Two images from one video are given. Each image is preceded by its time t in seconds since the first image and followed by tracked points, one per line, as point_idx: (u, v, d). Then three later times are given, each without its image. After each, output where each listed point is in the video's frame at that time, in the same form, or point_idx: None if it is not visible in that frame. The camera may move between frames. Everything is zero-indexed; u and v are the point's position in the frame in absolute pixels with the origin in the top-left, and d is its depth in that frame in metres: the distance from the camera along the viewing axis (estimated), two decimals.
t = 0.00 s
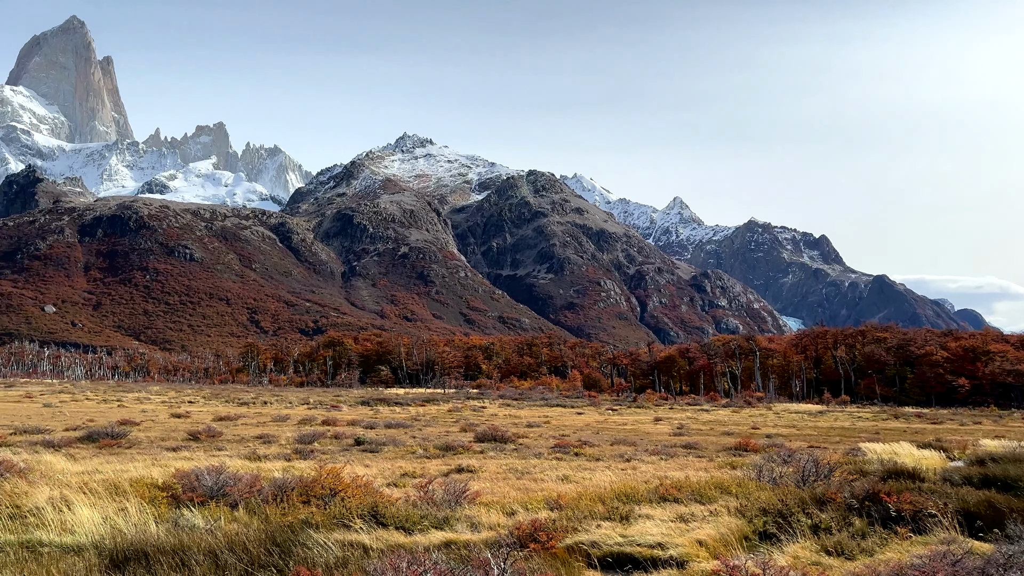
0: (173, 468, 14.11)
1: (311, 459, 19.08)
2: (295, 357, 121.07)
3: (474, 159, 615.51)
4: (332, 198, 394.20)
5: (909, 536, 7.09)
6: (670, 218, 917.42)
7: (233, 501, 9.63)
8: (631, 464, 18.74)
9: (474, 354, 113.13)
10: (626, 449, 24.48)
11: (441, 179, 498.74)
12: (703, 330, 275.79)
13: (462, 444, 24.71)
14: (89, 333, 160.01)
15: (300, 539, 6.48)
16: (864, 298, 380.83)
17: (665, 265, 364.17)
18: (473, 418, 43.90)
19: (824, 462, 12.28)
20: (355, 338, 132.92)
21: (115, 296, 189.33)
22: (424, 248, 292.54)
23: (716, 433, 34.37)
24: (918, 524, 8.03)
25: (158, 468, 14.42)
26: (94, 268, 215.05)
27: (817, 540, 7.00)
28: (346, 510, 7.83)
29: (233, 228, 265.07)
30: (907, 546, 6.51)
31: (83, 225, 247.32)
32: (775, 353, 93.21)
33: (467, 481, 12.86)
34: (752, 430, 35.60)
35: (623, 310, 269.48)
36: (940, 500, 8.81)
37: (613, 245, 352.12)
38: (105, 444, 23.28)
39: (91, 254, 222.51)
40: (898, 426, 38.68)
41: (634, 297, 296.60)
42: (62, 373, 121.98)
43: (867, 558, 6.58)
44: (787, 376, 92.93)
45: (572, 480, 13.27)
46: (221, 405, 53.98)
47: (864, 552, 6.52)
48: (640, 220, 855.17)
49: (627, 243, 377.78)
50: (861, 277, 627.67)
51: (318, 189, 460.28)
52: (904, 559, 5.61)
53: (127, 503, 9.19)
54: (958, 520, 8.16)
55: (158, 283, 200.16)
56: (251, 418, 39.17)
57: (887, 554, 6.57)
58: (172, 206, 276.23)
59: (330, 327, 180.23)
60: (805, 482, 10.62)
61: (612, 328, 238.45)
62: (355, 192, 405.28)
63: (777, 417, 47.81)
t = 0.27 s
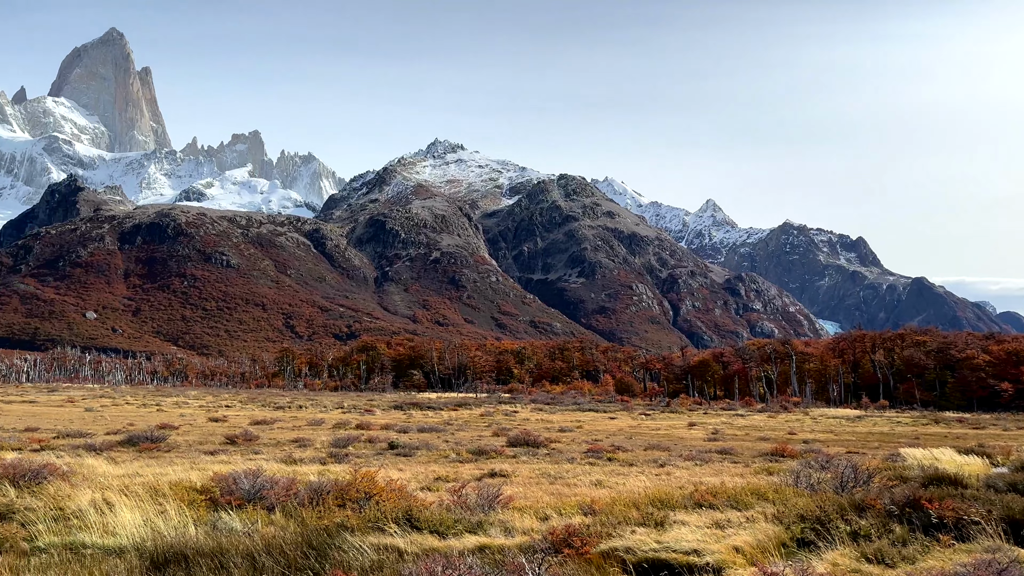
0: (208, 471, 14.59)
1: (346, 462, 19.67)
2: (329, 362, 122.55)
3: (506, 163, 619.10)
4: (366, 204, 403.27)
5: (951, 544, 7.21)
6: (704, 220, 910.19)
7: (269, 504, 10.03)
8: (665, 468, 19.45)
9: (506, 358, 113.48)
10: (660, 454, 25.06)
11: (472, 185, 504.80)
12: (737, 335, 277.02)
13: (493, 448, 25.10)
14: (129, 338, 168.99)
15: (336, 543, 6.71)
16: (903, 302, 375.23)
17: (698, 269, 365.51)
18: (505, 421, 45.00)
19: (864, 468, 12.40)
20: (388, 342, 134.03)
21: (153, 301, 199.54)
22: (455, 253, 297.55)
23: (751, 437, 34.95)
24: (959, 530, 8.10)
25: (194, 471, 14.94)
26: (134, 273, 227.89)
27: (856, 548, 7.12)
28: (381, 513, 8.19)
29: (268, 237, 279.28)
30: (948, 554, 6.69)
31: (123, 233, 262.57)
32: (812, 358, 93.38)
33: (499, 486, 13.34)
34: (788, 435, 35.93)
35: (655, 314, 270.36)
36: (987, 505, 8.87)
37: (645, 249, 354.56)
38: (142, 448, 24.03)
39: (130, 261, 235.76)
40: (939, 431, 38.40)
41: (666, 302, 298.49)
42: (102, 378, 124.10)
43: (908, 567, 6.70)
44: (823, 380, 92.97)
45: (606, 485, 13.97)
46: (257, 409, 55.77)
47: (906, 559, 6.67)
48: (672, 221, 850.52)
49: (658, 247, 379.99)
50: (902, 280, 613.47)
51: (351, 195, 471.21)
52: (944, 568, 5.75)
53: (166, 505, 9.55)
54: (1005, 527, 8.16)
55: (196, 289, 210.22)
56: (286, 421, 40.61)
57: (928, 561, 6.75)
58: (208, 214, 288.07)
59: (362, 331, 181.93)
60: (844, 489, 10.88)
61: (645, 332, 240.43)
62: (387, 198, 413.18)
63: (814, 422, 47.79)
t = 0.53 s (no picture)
0: (244, 475, 15.28)
1: (379, 466, 20.49)
2: (362, 367, 126.57)
3: (537, 168, 621.33)
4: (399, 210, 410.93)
5: (995, 553, 7.13)
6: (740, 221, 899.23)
7: (306, 507, 10.48)
8: (701, 475, 20.15)
9: (537, 364, 115.79)
10: (695, 461, 25.68)
11: (503, 189, 508.60)
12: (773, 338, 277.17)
13: (526, 453, 25.98)
14: (168, 344, 177.01)
15: (369, 547, 7.04)
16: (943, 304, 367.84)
17: (732, 272, 366.46)
18: (537, 426, 45.81)
19: (904, 475, 12.43)
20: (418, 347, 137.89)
21: (191, 307, 207.62)
22: (487, 257, 301.67)
23: (786, 443, 35.11)
24: (1003, 537, 7.95)
25: (231, 475, 15.62)
26: (172, 281, 237.13)
27: (891, 555, 7.21)
28: (415, 518, 8.66)
29: (303, 241, 285.49)
30: (994, 567, 6.64)
31: (162, 239, 271.00)
32: (849, 362, 92.25)
33: (532, 490, 13.85)
34: (825, 441, 35.93)
35: (688, 318, 271.24)
36: None
37: (678, 253, 356.50)
38: (182, 451, 24.88)
39: (169, 268, 244.22)
40: (982, 437, 37.81)
41: (700, 306, 300.03)
42: (144, 382, 132.99)
43: None
44: (861, 384, 91.02)
45: (638, 491, 14.72)
46: (291, 413, 57.32)
47: (951, 568, 6.68)
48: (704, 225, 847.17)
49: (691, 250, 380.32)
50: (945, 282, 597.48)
51: (383, 201, 479.72)
52: None
53: (205, 509, 10.04)
54: None
55: (232, 294, 218.03)
56: (320, 425, 41.81)
57: (976, 569, 6.70)
58: (244, 220, 295.14)
59: (395, 336, 191.43)
60: (882, 496, 11.01)
61: (678, 336, 242.03)
62: (420, 204, 419.26)
63: (852, 427, 47.49)
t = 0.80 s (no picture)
0: (278, 481, 15.93)
1: (412, 471, 21.18)
2: (395, 372, 128.54)
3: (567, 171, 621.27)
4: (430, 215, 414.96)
5: None
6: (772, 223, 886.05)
7: (340, 511, 10.88)
8: (737, 481, 20.82)
9: (569, 368, 116.93)
10: (732, 465, 26.28)
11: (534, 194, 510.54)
12: (808, 342, 275.21)
13: (559, 458, 26.41)
14: (206, 349, 184.05)
15: (405, 552, 7.47)
16: (986, 307, 356.44)
17: (766, 275, 364.05)
18: (569, 431, 46.46)
19: (946, 482, 12.43)
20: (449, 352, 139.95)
21: (228, 313, 214.98)
22: (517, 262, 303.47)
23: (824, 448, 35.11)
24: None
25: (266, 481, 16.33)
26: (209, 287, 243.53)
27: (929, 562, 7.29)
28: (450, 523, 9.18)
29: (336, 248, 291.42)
30: None
31: (200, 247, 277.36)
32: (888, 366, 91.24)
33: (568, 496, 14.55)
34: (865, 446, 35.73)
35: (722, 322, 270.38)
36: None
37: (710, 256, 355.33)
38: (216, 455, 25.45)
39: (206, 275, 250.86)
40: None
41: (734, 309, 298.59)
42: (180, 388, 132.99)
43: None
44: (902, 389, 89.65)
45: (673, 497, 15.50)
46: (326, 417, 58.48)
47: None
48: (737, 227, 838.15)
49: (724, 254, 378.31)
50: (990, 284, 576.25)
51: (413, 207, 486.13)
52: None
53: (242, 512, 10.52)
54: None
55: (267, 301, 224.58)
56: (354, 429, 42.95)
57: None
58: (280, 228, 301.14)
59: (427, 341, 196.12)
60: (925, 504, 11.09)
61: (712, 340, 241.77)
62: (451, 209, 422.41)
63: (891, 432, 46.91)
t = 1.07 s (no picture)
0: (312, 486, 16.74)
1: (446, 476, 22.68)
2: (427, 377, 129.73)
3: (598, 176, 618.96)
4: (461, 222, 417.89)
5: None
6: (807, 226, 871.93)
7: (375, 515, 11.39)
8: (771, 488, 21.87)
9: (601, 374, 117.21)
10: (767, 472, 27.53)
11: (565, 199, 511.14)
12: (844, 348, 272.44)
13: (591, 464, 28.13)
14: (242, 355, 189.70)
15: (441, 557, 7.98)
16: None
17: (801, 278, 360.97)
18: (603, 437, 47.76)
19: (985, 490, 12.46)
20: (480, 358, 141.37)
21: (263, 319, 220.89)
22: (548, 267, 304.40)
23: (860, 454, 35.67)
24: None
25: (301, 485, 17.21)
26: (245, 293, 249.33)
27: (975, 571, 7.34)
28: (483, 527, 9.71)
29: (368, 253, 295.17)
30: None
31: (235, 254, 283.46)
32: (927, 371, 91.50)
33: (602, 504, 15.48)
34: (901, 453, 36.07)
35: (755, 326, 269.05)
36: None
37: (744, 259, 353.73)
38: (254, 460, 26.77)
39: (241, 282, 256.07)
40: None
41: (768, 314, 296.72)
42: (217, 394, 138.27)
43: None
44: (941, 395, 91.73)
45: (706, 504, 16.64)
46: (361, 422, 60.41)
47: None
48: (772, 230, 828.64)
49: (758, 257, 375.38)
50: None
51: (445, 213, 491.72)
52: None
53: (282, 517, 11.10)
54: None
55: (301, 306, 230.26)
56: (388, 435, 44.62)
57: None
58: (311, 234, 304.70)
59: (459, 347, 199.50)
60: (969, 511, 11.11)
61: (746, 345, 241.25)
62: (482, 215, 423.94)
63: (930, 439, 46.70)
